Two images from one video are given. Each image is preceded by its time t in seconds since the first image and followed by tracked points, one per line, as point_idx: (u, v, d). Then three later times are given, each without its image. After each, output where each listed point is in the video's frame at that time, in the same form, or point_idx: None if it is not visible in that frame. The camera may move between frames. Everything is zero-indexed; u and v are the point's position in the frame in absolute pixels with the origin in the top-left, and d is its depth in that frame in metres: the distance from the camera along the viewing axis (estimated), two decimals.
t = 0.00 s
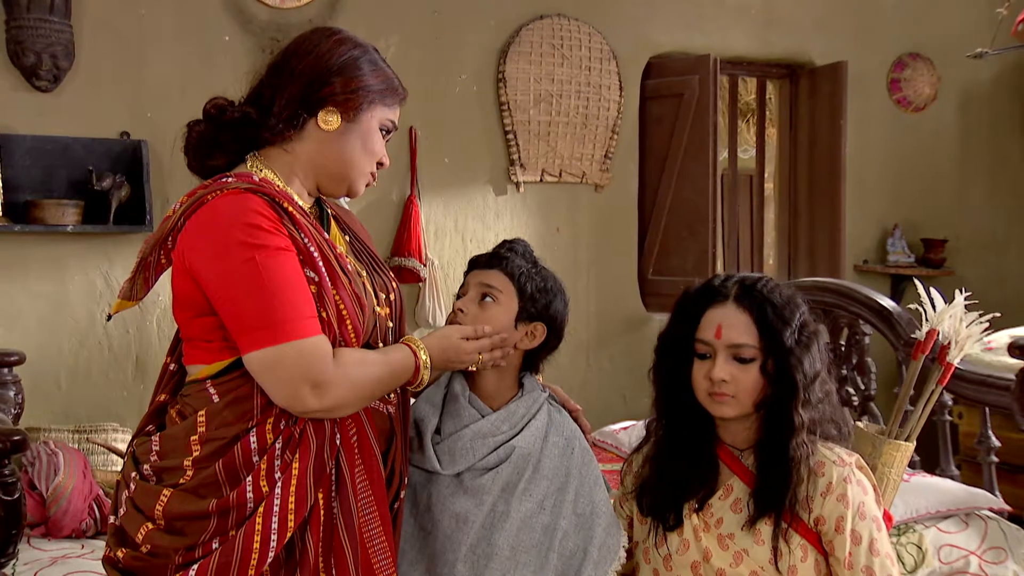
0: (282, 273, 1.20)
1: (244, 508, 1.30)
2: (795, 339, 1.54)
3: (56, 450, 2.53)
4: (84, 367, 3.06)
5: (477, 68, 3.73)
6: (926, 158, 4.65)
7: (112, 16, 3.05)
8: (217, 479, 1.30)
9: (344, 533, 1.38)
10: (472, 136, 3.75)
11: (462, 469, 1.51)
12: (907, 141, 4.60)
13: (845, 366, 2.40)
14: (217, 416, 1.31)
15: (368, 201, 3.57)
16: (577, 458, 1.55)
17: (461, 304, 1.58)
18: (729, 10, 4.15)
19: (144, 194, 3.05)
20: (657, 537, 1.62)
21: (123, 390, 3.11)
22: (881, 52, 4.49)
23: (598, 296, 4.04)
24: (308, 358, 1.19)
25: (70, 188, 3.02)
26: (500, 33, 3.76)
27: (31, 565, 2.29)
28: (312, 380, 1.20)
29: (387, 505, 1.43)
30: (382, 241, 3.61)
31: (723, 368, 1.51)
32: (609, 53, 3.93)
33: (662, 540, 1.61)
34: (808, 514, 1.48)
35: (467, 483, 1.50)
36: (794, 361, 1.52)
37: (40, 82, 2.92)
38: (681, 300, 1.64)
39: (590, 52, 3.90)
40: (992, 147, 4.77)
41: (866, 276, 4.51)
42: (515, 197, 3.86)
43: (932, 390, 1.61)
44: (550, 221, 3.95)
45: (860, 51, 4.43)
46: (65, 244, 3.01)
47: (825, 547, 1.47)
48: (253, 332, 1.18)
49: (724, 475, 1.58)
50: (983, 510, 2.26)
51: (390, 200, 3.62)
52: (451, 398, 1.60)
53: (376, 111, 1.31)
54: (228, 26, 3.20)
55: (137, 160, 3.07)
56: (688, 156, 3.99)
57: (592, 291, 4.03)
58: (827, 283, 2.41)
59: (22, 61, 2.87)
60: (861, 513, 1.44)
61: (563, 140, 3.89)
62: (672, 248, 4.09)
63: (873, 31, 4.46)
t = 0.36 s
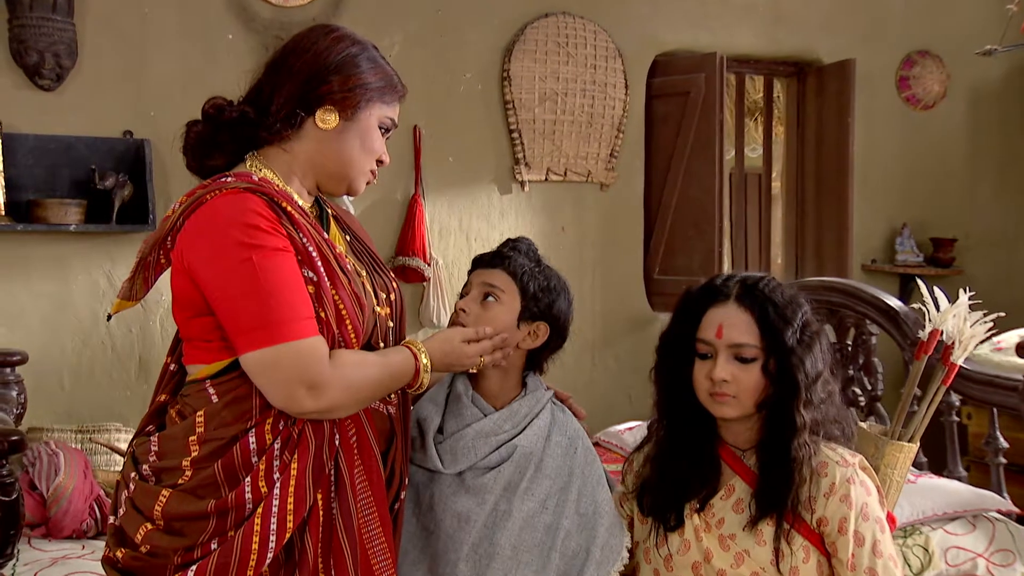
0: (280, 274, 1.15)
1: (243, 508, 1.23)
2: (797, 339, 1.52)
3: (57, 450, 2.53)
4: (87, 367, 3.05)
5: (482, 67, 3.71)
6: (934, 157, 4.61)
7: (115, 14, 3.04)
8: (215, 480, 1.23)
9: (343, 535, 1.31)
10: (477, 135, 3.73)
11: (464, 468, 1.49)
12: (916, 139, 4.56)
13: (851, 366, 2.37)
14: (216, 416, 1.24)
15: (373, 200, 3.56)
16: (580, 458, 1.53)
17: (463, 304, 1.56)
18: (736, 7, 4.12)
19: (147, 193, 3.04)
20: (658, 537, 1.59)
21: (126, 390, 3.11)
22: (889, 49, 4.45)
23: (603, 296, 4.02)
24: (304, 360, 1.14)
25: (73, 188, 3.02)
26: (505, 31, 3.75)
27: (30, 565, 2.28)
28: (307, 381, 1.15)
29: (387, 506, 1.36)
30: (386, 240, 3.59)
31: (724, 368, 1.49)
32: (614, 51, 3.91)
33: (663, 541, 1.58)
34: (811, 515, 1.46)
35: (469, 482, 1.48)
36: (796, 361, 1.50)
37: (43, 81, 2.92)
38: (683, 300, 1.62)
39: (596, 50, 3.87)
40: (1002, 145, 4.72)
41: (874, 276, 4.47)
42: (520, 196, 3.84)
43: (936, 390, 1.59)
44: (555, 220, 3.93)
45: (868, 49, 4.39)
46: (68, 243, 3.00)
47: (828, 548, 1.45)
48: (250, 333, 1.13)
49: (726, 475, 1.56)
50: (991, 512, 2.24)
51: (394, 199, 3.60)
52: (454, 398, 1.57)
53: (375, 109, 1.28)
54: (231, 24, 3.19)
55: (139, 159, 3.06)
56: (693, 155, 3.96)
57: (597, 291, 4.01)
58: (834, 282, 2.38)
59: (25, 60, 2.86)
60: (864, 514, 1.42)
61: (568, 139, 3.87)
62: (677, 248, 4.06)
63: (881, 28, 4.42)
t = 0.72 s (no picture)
0: (276, 274, 1.13)
1: (238, 509, 1.20)
2: (796, 338, 1.50)
3: (56, 450, 2.53)
4: (88, 368, 3.04)
5: (485, 66, 3.69)
6: (941, 156, 4.58)
7: (116, 13, 3.03)
8: (211, 481, 1.20)
9: (339, 535, 1.29)
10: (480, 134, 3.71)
11: (465, 469, 1.46)
12: (922, 138, 4.53)
13: (856, 367, 2.34)
14: (211, 416, 1.21)
15: (375, 199, 3.55)
16: (582, 458, 1.51)
17: (461, 305, 1.54)
18: (741, 5, 4.09)
19: (148, 192, 3.03)
20: (657, 537, 1.57)
21: (127, 390, 3.10)
22: (896, 47, 4.42)
23: (607, 296, 4.00)
24: (298, 360, 1.12)
25: (74, 187, 3.02)
26: (508, 29, 3.73)
27: (29, 566, 2.28)
28: (300, 382, 1.13)
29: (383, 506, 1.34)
30: (389, 240, 3.58)
31: (723, 367, 1.47)
32: (618, 50, 3.88)
33: (662, 541, 1.56)
34: (811, 515, 1.44)
35: (470, 483, 1.45)
36: (795, 360, 1.48)
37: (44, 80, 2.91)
38: (684, 300, 1.60)
39: (600, 48, 3.85)
40: (1010, 144, 4.68)
41: (880, 275, 4.44)
42: (524, 196, 3.82)
43: (938, 391, 1.57)
44: (558, 220, 3.90)
45: (875, 47, 4.36)
46: (69, 242, 3.00)
47: (828, 549, 1.43)
48: (244, 334, 1.12)
49: (726, 475, 1.54)
50: (996, 514, 2.21)
51: (396, 198, 3.59)
52: (454, 399, 1.54)
53: (372, 110, 1.25)
54: (232, 22, 3.18)
55: (140, 158, 3.06)
56: (698, 155, 3.94)
57: (600, 291, 3.99)
58: (839, 283, 2.36)
59: (26, 59, 2.86)
60: (866, 514, 1.40)
61: (571, 137, 3.84)
62: (681, 247, 4.04)
63: (888, 26, 4.39)
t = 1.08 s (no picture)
0: (272, 275, 1.12)
1: (236, 510, 1.18)
2: (796, 338, 1.48)
3: (56, 450, 2.53)
4: (91, 368, 3.04)
5: (489, 65, 3.68)
6: (950, 155, 4.53)
7: (119, 13, 3.03)
8: (208, 481, 1.19)
9: (337, 535, 1.27)
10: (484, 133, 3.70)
11: (466, 471, 1.44)
12: (930, 136, 4.48)
13: (862, 368, 2.32)
14: (208, 417, 1.19)
15: (379, 199, 3.54)
16: (583, 458, 1.50)
17: (461, 305, 1.52)
18: (748, 3, 4.07)
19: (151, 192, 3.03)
20: (657, 538, 1.55)
21: (131, 390, 3.10)
22: (904, 45, 4.38)
23: (612, 296, 3.98)
24: (294, 361, 1.11)
25: (78, 187, 3.01)
26: (513, 28, 3.71)
27: (29, 567, 2.28)
28: (295, 382, 1.12)
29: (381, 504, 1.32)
30: (393, 240, 3.57)
31: (721, 366, 1.46)
32: (623, 48, 3.86)
33: (663, 542, 1.55)
34: (812, 520, 1.42)
35: (471, 484, 1.43)
36: (794, 360, 1.46)
37: (48, 79, 2.91)
38: (686, 300, 1.59)
39: (605, 47, 3.83)
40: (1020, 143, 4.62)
41: (888, 275, 4.40)
42: (528, 195, 3.80)
43: (944, 394, 1.55)
44: (563, 219, 3.89)
45: (882, 46, 4.33)
46: (73, 242, 3.00)
47: (830, 553, 1.41)
48: (239, 334, 1.10)
49: (729, 476, 1.53)
50: (1003, 516, 2.17)
51: (401, 197, 3.58)
52: (454, 400, 1.52)
53: (368, 110, 1.24)
54: (236, 21, 3.17)
55: (144, 157, 3.05)
56: (703, 154, 3.91)
57: (606, 291, 3.97)
58: (846, 283, 2.33)
59: (29, 58, 2.86)
60: (868, 520, 1.37)
61: (576, 137, 3.82)
62: (686, 247, 4.01)
63: (895, 24, 4.35)
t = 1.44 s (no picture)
0: (268, 275, 1.11)
1: (235, 511, 1.18)
2: (791, 336, 1.48)
3: (62, 450, 2.53)
4: (99, 368, 3.05)
5: (496, 64, 3.67)
6: (962, 154, 4.48)
7: (127, 13, 3.03)
8: (207, 483, 1.18)
9: (336, 537, 1.27)
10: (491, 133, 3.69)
11: (469, 472, 1.43)
12: (942, 135, 4.43)
13: (870, 369, 2.29)
14: (207, 418, 1.19)
15: (387, 199, 3.54)
16: (586, 459, 1.49)
17: (464, 307, 1.51)
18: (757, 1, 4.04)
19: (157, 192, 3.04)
20: (658, 541, 1.54)
21: (138, 389, 3.10)
22: (916, 43, 4.34)
23: (620, 296, 3.96)
24: (291, 364, 1.11)
25: (85, 187, 3.02)
26: (520, 27, 3.70)
27: (32, 566, 2.29)
28: (291, 384, 1.11)
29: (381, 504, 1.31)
30: (400, 240, 3.57)
31: (716, 361, 1.47)
32: (631, 48, 3.84)
33: (663, 545, 1.54)
34: (815, 527, 1.42)
35: (474, 486, 1.42)
36: (789, 357, 1.46)
37: (55, 80, 2.92)
38: (692, 298, 1.61)
39: (612, 47, 3.81)
40: None
41: (899, 275, 4.37)
42: (536, 195, 3.79)
43: (953, 397, 1.52)
44: (570, 220, 3.87)
45: (893, 44, 4.29)
46: (80, 242, 3.01)
47: (832, 560, 1.41)
48: (234, 334, 1.10)
49: (730, 481, 1.52)
50: (1013, 519, 2.14)
51: (408, 198, 3.57)
52: (457, 400, 1.51)
53: (365, 111, 1.23)
54: (243, 21, 3.17)
55: (150, 158, 3.06)
56: (712, 154, 3.89)
57: (614, 291, 3.95)
58: (854, 283, 2.31)
59: (37, 59, 2.87)
60: (870, 527, 1.37)
61: (583, 136, 3.81)
62: (695, 247, 3.99)
63: (907, 22, 4.31)
